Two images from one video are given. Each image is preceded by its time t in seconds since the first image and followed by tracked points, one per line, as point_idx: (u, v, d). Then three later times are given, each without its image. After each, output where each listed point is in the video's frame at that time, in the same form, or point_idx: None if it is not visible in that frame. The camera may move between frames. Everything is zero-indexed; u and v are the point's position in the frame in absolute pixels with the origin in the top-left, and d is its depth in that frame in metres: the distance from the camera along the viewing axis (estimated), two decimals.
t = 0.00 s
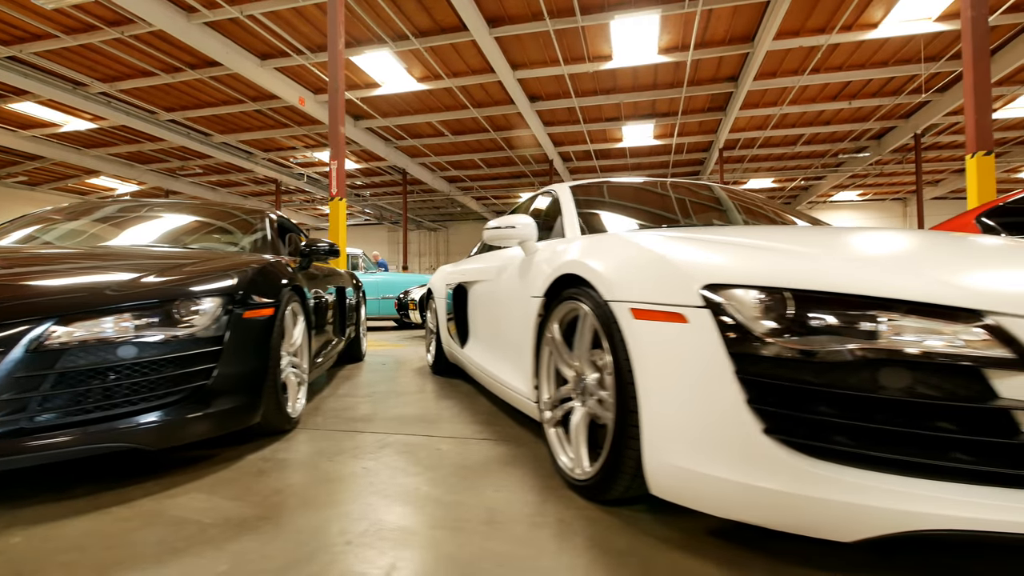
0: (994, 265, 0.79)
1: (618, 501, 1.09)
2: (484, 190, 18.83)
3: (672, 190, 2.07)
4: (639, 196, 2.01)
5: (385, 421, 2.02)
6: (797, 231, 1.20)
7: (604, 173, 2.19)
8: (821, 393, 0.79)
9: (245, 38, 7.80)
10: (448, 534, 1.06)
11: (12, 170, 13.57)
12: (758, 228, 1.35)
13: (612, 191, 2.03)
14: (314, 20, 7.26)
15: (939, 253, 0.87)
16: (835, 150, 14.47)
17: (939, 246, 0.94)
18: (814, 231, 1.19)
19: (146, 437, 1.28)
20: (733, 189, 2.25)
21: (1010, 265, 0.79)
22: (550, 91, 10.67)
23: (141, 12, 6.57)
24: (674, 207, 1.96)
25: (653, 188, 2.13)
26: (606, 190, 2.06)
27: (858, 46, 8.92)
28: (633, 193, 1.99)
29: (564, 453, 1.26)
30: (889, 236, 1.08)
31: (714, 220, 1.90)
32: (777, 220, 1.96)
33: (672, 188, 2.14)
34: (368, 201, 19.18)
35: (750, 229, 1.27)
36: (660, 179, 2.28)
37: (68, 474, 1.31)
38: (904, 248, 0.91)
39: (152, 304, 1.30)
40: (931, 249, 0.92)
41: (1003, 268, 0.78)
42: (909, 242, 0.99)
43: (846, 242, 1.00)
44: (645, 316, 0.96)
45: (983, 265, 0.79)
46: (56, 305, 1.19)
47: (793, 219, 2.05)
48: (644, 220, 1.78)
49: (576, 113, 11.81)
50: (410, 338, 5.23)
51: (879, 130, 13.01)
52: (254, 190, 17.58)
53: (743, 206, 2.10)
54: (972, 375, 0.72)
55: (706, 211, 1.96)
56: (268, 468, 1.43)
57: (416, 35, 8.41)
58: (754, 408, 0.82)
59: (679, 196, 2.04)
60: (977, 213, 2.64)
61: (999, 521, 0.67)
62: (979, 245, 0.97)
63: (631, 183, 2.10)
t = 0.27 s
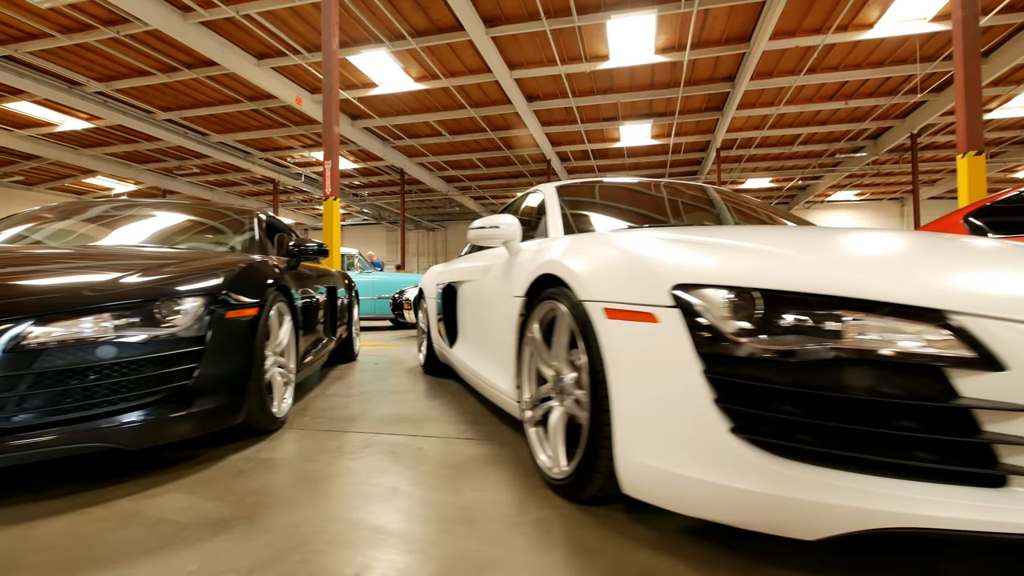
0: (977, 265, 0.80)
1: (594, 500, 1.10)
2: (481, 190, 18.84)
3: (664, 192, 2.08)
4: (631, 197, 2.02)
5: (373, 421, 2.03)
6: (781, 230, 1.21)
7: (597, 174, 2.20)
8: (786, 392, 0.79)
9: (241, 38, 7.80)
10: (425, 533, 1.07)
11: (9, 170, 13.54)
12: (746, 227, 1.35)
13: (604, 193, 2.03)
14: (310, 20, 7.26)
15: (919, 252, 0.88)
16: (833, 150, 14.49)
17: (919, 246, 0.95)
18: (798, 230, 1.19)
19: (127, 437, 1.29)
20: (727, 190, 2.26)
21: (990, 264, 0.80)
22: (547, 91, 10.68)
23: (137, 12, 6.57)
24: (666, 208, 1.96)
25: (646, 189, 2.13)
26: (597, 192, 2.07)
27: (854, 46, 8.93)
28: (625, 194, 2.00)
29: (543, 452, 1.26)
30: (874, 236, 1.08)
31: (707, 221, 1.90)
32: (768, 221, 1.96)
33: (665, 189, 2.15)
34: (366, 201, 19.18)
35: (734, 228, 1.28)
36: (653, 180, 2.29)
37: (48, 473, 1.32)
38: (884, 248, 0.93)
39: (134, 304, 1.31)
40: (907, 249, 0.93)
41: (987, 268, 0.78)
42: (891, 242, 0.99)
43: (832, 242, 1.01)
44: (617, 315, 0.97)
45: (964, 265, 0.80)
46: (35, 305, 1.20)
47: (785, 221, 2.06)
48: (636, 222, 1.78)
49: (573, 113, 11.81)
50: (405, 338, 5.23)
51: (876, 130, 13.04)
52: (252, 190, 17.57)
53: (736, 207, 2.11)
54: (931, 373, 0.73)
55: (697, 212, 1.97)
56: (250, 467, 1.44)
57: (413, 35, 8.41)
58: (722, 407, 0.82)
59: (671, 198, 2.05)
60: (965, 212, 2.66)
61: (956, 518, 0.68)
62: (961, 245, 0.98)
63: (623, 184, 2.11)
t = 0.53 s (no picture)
0: (985, 269, 0.80)
1: (568, 501, 1.11)
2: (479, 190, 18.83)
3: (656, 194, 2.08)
4: (622, 199, 2.02)
5: (359, 421, 2.03)
6: (768, 232, 1.21)
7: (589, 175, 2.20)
8: (749, 394, 0.80)
9: (236, 37, 7.78)
10: (400, 534, 1.08)
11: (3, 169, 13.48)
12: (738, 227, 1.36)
13: (594, 195, 2.03)
14: (305, 19, 7.25)
15: (909, 254, 0.88)
16: (829, 150, 14.51)
17: (918, 246, 0.97)
18: (796, 232, 1.20)
19: (107, 438, 1.29)
20: (720, 192, 2.26)
21: (990, 269, 0.80)
22: (544, 90, 10.68)
23: (131, 11, 6.55)
24: (657, 211, 1.97)
25: (638, 191, 2.14)
26: (589, 194, 2.08)
27: (850, 47, 8.95)
28: (616, 197, 2.00)
29: (520, 453, 1.27)
30: (867, 239, 1.09)
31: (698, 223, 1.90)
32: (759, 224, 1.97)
33: (657, 191, 2.15)
34: (363, 201, 19.16)
35: (718, 229, 1.29)
36: (646, 181, 2.30)
37: (28, 475, 1.33)
38: (878, 250, 0.93)
39: (112, 305, 1.31)
40: (904, 250, 0.94)
41: (993, 273, 0.78)
42: (882, 244, 1.00)
43: (834, 243, 1.01)
44: (588, 317, 0.98)
45: (964, 268, 0.80)
46: (12, 308, 1.20)
47: (776, 224, 2.07)
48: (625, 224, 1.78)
49: (570, 113, 11.81)
50: (399, 338, 5.23)
51: (872, 130, 13.07)
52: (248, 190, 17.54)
53: (728, 209, 2.11)
54: (891, 375, 0.74)
55: (688, 214, 1.97)
56: (230, 469, 1.44)
57: (408, 34, 8.40)
58: (687, 408, 0.83)
59: (662, 200, 2.05)
60: (950, 213, 2.69)
61: (913, 519, 0.69)
62: (957, 248, 0.98)
63: (615, 186, 2.12)
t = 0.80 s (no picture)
0: (957, 273, 0.81)
1: (541, 503, 1.11)
2: (476, 190, 18.83)
3: (647, 198, 2.09)
4: (613, 203, 2.04)
5: (346, 423, 2.03)
6: (747, 237, 1.22)
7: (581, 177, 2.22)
8: (712, 398, 0.80)
9: (231, 37, 7.77)
10: (374, 535, 1.08)
11: None
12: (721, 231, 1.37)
13: (585, 198, 2.05)
14: (300, 19, 7.24)
15: (881, 260, 0.89)
16: (825, 150, 14.53)
17: (898, 252, 0.97)
18: (777, 237, 1.22)
19: (86, 441, 1.30)
20: (711, 196, 2.28)
21: (959, 273, 0.81)
22: (540, 91, 10.68)
23: (125, 11, 6.54)
24: (647, 214, 1.98)
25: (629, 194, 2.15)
26: (580, 196, 2.09)
27: (845, 47, 8.96)
28: (606, 200, 2.02)
29: (496, 455, 1.28)
30: (857, 245, 1.08)
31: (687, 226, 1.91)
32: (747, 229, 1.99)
33: (648, 195, 2.17)
34: (360, 201, 19.15)
35: (698, 233, 1.29)
36: (638, 184, 2.31)
37: (7, 478, 1.33)
38: (857, 256, 0.93)
39: (90, 309, 1.31)
40: (884, 256, 0.94)
41: (964, 276, 0.80)
42: (865, 250, 1.00)
43: (817, 248, 1.02)
44: (557, 320, 0.98)
45: (936, 272, 0.81)
46: None
47: (765, 228, 2.08)
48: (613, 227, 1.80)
49: (566, 113, 11.80)
50: (393, 339, 5.23)
51: (868, 130, 13.09)
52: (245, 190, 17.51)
53: (718, 213, 2.13)
54: (850, 379, 0.75)
55: (678, 217, 1.99)
56: (210, 472, 1.45)
57: (404, 35, 8.40)
58: (651, 412, 0.84)
59: (653, 204, 2.07)
60: (936, 215, 2.72)
61: (870, 521, 0.70)
62: (948, 255, 0.97)
63: (606, 189, 2.13)
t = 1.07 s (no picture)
0: (914, 278, 0.83)
1: (515, 504, 1.12)
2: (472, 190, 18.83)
3: (638, 201, 2.12)
4: (603, 206, 2.06)
5: (331, 424, 2.04)
6: (724, 242, 1.25)
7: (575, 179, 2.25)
8: (674, 400, 0.81)
9: (226, 37, 7.75)
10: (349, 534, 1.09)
11: None
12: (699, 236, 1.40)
13: (576, 201, 2.07)
14: (295, 19, 7.23)
15: (850, 266, 0.90)
16: (821, 150, 14.58)
17: (874, 259, 0.97)
18: (752, 242, 1.25)
19: (66, 444, 1.30)
20: (703, 201, 2.30)
21: (923, 282, 0.82)
22: (536, 91, 10.68)
23: (118, 11, 6.52)
24: (636, 218, 2.01)
25: (620, 198, 2.18)
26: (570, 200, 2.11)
27: (839, 48, 9.00)
28: (597, 203, 2.04)
29: (474, 457, 1.28)
30: (843, 253, 1.08)
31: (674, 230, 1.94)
32: (736, 232, 2.01)
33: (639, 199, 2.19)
34: (357, 201, 19.12)
35: (680, 237, 1.30)
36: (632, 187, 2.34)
37: None
38: (832, 263, 0.93)
39: (68, 312, 1.32)
40: (860, 263, 0.95)
41: (923, 282, 0.82)
42: (844, 257, 1.00)
43: (791, 253, 1.04)
44: (529, 323, 0.99)
45: (894, 278, 0.83)
46: None
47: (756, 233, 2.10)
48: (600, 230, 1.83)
49: (562, 113, 11.81)
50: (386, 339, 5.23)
51: (862, 131, 13.14)
52: (241, 190, 17.47)
53: (708, 217, 2.16)
54: (808, 382, 0.76)
55: (665, 222, 2.01)
56: (190, 473, 1.45)
57: (399, 35, 8.40)
58: (616, 414, 0.85)
59: (643, 207, 2.09)
60: (921, 216, 2.75)
61: (824, 520, 0.71)
62: (938, 265, 0.98)
63: (597, 193, 2.15)
